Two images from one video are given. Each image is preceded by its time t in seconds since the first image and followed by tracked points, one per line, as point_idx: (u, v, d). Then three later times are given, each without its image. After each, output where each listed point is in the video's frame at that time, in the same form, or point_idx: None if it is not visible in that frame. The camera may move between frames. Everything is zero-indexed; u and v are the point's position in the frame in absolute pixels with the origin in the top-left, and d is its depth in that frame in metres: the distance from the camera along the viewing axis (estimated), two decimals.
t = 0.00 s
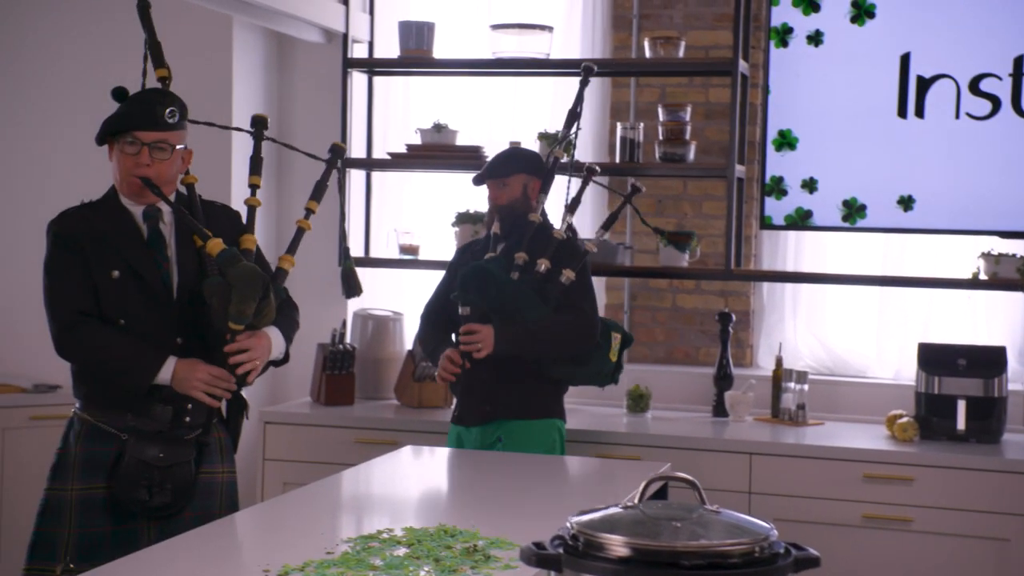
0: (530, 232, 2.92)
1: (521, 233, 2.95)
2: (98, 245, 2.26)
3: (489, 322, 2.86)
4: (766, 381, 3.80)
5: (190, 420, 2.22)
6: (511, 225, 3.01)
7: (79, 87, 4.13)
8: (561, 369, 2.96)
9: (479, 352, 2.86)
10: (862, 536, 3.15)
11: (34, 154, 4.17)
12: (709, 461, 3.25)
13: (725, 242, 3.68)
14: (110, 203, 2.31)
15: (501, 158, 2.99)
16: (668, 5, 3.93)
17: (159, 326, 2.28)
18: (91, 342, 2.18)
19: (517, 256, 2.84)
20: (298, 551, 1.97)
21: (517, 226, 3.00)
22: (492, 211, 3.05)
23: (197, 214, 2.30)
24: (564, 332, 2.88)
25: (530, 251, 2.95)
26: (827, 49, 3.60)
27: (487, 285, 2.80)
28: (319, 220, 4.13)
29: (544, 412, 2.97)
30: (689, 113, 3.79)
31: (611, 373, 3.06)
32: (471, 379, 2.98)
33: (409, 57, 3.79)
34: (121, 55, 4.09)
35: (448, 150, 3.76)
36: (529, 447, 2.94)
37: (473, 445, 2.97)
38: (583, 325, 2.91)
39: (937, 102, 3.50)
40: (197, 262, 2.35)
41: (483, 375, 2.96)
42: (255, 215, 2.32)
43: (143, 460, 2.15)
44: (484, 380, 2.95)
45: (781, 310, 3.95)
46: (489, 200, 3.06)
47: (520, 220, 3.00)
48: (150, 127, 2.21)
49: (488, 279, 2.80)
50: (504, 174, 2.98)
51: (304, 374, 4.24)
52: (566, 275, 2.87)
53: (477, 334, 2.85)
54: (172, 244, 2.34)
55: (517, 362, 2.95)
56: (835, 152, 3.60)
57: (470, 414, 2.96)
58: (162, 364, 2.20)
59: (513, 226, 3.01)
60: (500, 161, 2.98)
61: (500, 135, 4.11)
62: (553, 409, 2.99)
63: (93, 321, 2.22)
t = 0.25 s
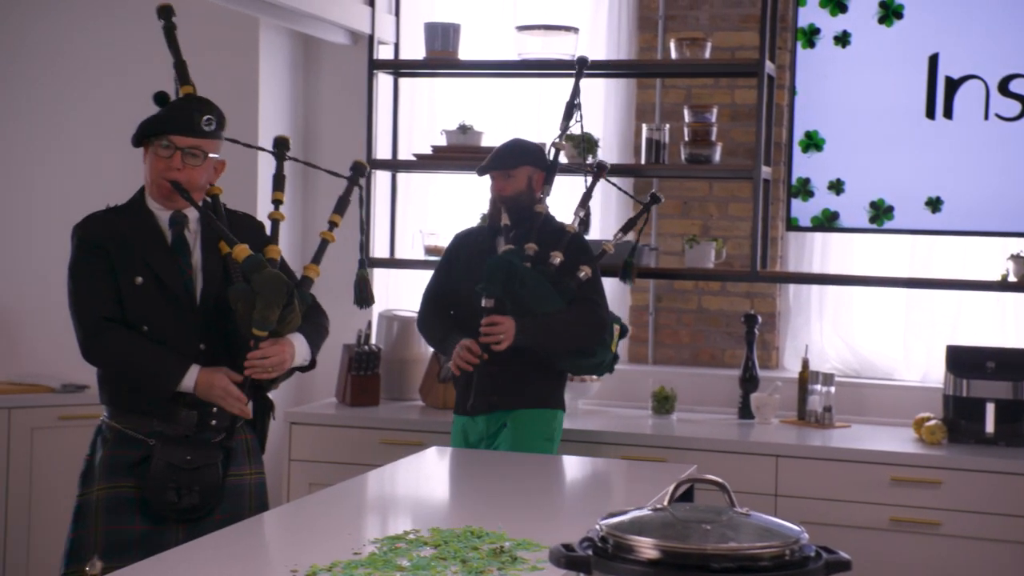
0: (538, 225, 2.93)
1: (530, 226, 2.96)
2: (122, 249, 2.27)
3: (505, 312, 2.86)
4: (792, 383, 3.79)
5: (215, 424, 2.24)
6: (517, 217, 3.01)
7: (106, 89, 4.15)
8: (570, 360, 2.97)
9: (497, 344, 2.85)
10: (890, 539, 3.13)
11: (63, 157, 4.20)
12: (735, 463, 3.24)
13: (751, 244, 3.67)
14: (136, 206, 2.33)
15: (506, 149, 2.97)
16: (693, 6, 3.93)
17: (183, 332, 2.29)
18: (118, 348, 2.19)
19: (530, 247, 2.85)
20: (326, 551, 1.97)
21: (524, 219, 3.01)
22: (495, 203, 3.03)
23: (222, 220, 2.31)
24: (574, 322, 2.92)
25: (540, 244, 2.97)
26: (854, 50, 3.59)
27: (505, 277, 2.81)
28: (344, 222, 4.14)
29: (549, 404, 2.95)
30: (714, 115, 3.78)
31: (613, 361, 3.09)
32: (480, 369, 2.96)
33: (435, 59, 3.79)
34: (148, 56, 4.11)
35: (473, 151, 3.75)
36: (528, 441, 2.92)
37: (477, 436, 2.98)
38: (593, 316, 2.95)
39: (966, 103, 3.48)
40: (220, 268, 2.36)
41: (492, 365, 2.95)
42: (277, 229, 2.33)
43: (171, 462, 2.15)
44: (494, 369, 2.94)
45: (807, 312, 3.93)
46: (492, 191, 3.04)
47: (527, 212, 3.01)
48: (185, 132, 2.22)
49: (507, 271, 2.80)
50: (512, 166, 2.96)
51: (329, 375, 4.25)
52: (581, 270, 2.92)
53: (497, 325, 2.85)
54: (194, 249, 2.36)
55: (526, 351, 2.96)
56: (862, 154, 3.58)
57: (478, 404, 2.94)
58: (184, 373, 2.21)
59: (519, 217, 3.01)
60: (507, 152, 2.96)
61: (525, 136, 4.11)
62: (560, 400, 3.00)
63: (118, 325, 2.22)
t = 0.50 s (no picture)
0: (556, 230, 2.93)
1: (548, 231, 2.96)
2: (147, 246, 2.28)
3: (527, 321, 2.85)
4: (817, 384, 3.77)
5: (232, 421, 2.25)
6: (534, 222, 3.01)
7: (131, 89, 4.17)
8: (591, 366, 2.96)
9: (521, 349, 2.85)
10: (915, 542, 3.12)
11: (88, 156, 4.22)
12: (759, 464, 3.23)
13: (776, 245, 3.66)
14: (161, 204, 2.33)
15: (522, 154, 2.99)
16: (718, 6, 3.93)
17: (205, 329, 2.29)
18: (139, 343, 2.19)
19: (550, 253, 2.84)
20: (349, 551, 1.97)
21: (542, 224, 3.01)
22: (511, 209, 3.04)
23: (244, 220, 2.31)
24: (596, 329, 2.90)
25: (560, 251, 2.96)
26: (880, 50, 3.57)
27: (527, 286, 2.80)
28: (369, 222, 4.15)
29: (568, 408, 2.97)
30: (739, 115, 3.77)
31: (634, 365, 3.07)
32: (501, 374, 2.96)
33: (459, 59, 3.80)
34: (173, 56, 4.13)
35: (497, 151, 3.75)
36: (550, 445, 2.94)
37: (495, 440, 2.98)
38: (614, 321, 2.93)
39: (994, 103, 3.46)
40: (242, 268, 2.36)
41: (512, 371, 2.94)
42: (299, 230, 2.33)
43: (188, 461, 2.16)
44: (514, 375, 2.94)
45: (832, 313, 3.92)
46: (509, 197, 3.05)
47: (544, 217, 3.01)
48: (216, 132, 2.23)
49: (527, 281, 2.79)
50: (528, 170, 2.97)
51: (352, 375, 4.26)
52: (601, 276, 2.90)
53: (519, 333, 2.84)
54: (217, 248, 2.36)
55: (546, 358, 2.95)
56: (888, 154, 3.57)
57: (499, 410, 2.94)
58: (203, 372, 2.20)
59: (537, 222, 3.01)
60: (523, 157, 2.98)
61: (549, 137, 4.11)
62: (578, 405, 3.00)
63: (141, 321, 2.24)
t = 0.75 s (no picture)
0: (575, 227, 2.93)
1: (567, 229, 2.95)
2: (162, 249, 2.28)
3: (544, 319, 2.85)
4: (836, 383, 3.76)
5: (250, 419, 2.26)
6: (553, 221, 3.00)
7: (150, 90, 4.19)
8: (609, 364, 2.94)
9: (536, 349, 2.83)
10: (935, 541, 3.10)
11: (106, 155, 4.24)
12: (778, 463, 3.22)
13: (794, 243, 3.64)
14: (175, 206, 2.34)
15: (541, 151, 2.99)
16: (737, 4, 3.91)
17: (221, 329, 2.30)
18: (157, 347, 2.20)
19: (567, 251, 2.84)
20: (368, 549, 1.97)
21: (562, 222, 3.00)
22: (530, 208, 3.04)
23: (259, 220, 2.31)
24: (613, 326, 2.88)
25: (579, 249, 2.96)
26: (900, 47, 3.56)
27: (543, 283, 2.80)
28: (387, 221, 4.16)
29: (588, 408, 2.97)
30: (757, 113, 3.76)
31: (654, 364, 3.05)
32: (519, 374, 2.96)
33: (476, 57, 3.79)
34: (191, 56, 4.14)
35: (515, 150, 3.75)
36: (572, 444, 2.94)
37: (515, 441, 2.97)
38: (632, 318, 2.92)
39: (1015, 99, 3.44)
40: (257, 266, 2.37)
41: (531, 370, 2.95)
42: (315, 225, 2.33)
43: (206, 458, 2.18)
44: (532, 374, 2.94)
45: (852, 311, 3.90)
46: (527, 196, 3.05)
47: (563, 215, 3.00)
48: (218, 131, 2.22)
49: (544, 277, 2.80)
50: (547, 167, 2.97)
51: (370, 373, 4.27)
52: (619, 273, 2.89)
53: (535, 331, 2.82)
54: (233, 247, 2.37)
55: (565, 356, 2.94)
56: (907, 151, 3.55)
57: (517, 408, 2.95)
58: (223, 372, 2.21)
59: (556, 220, 3.00)
60: (542, 155, 2.98)
61: (566, 135, 4.10)
62: (597, 404, 2.99)
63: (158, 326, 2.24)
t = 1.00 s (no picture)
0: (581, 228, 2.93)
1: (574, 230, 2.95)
2: (171, 248, 2.28)
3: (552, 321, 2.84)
4: (848, 383, 3.75)
5: (261, 418, 2.26)
6: (560, 221, 3.00)
7: (161, 90, 4.20)
8: (619, 366, 2.93)
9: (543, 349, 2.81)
10: (949, 541, 3.09)
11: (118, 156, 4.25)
12: (790, 464, 3.21)
13: (806, 244, 3.63)
14: (184, 206, 2.34)
15: (549, 152, 3.00)
16: (748, 3, 3.90)
17: (232, 327, 2.30)
18: (167, 346, 2.19)
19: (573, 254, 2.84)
20: (379, 549, 1.97)
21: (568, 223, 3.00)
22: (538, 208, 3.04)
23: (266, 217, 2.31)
24: (622, 326, 2.87)
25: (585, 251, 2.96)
26: (911, 46, 3.55)
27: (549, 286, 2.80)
28: (398, 221, 4.16)
29: (598, 409, 2.96)
30: (769, 112, 3.75)
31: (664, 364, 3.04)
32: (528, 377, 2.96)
33: (487, 57, 3.79)
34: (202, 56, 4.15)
35: (527, 149, 3.75)
36: (583, 445, 2.93)
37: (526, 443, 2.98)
38: (640, 319, 2.90)
39: None
40: (266, 262, 2.37)
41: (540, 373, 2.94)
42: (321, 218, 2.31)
43: (216, 458, 2.18)
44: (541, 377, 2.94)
45: (863, 311, 3.90)
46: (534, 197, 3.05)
47: (570, 216, 3.01)
48: (223, 129, 2.22)
49: (550, 280, 2.79)
50: (555, 167, 2.98)
51: (382, 374, 4.27)
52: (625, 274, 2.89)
53: (543, 334, 2.80)
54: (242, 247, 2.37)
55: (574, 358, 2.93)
56: (920, 151, 3.54)
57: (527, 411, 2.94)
58: (235, 368, 2.22)
59: (562, 221, 3.00)
60: (549, 155, 2.99)
61: (578, 134, 4.10)
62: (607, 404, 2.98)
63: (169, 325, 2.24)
